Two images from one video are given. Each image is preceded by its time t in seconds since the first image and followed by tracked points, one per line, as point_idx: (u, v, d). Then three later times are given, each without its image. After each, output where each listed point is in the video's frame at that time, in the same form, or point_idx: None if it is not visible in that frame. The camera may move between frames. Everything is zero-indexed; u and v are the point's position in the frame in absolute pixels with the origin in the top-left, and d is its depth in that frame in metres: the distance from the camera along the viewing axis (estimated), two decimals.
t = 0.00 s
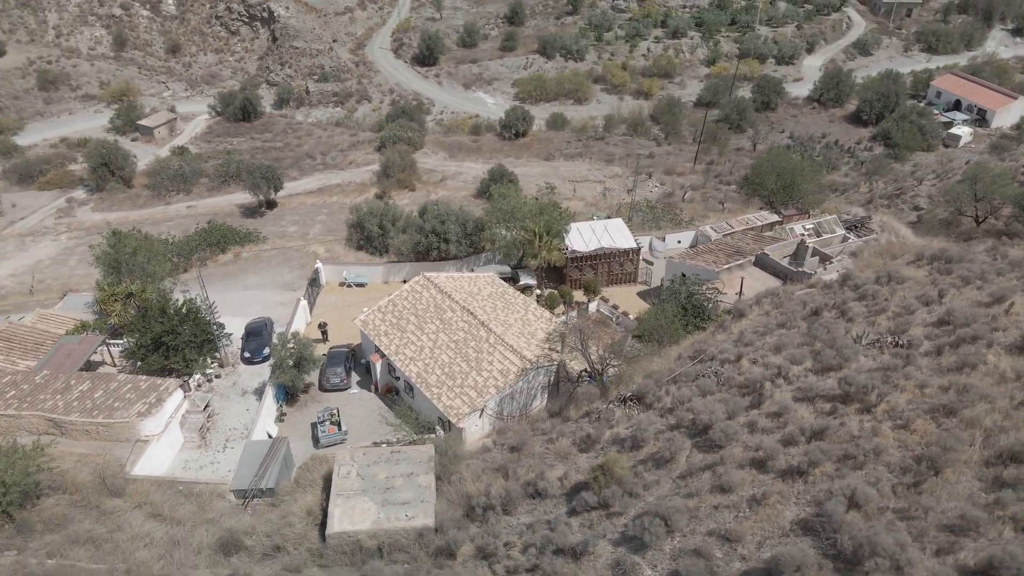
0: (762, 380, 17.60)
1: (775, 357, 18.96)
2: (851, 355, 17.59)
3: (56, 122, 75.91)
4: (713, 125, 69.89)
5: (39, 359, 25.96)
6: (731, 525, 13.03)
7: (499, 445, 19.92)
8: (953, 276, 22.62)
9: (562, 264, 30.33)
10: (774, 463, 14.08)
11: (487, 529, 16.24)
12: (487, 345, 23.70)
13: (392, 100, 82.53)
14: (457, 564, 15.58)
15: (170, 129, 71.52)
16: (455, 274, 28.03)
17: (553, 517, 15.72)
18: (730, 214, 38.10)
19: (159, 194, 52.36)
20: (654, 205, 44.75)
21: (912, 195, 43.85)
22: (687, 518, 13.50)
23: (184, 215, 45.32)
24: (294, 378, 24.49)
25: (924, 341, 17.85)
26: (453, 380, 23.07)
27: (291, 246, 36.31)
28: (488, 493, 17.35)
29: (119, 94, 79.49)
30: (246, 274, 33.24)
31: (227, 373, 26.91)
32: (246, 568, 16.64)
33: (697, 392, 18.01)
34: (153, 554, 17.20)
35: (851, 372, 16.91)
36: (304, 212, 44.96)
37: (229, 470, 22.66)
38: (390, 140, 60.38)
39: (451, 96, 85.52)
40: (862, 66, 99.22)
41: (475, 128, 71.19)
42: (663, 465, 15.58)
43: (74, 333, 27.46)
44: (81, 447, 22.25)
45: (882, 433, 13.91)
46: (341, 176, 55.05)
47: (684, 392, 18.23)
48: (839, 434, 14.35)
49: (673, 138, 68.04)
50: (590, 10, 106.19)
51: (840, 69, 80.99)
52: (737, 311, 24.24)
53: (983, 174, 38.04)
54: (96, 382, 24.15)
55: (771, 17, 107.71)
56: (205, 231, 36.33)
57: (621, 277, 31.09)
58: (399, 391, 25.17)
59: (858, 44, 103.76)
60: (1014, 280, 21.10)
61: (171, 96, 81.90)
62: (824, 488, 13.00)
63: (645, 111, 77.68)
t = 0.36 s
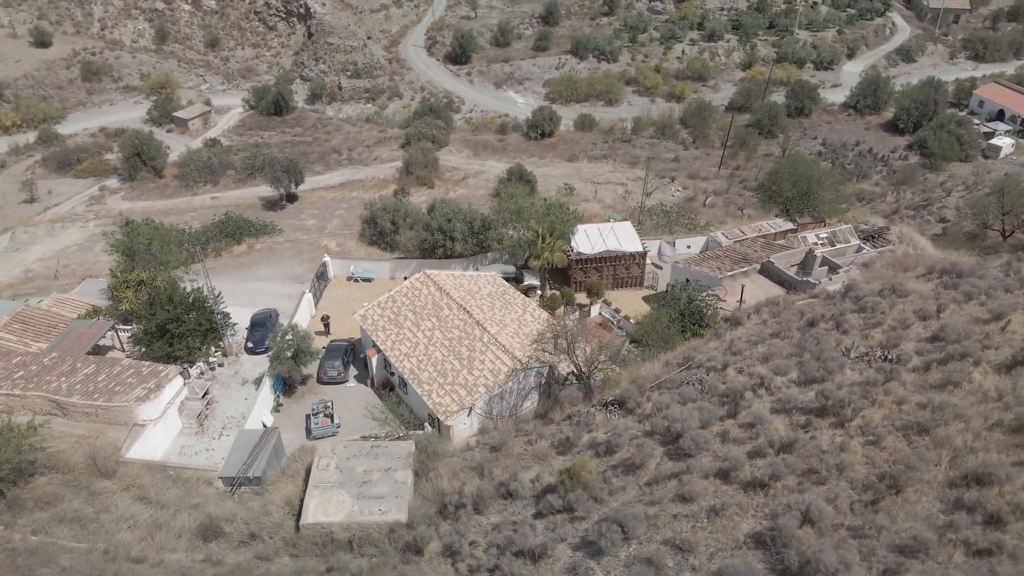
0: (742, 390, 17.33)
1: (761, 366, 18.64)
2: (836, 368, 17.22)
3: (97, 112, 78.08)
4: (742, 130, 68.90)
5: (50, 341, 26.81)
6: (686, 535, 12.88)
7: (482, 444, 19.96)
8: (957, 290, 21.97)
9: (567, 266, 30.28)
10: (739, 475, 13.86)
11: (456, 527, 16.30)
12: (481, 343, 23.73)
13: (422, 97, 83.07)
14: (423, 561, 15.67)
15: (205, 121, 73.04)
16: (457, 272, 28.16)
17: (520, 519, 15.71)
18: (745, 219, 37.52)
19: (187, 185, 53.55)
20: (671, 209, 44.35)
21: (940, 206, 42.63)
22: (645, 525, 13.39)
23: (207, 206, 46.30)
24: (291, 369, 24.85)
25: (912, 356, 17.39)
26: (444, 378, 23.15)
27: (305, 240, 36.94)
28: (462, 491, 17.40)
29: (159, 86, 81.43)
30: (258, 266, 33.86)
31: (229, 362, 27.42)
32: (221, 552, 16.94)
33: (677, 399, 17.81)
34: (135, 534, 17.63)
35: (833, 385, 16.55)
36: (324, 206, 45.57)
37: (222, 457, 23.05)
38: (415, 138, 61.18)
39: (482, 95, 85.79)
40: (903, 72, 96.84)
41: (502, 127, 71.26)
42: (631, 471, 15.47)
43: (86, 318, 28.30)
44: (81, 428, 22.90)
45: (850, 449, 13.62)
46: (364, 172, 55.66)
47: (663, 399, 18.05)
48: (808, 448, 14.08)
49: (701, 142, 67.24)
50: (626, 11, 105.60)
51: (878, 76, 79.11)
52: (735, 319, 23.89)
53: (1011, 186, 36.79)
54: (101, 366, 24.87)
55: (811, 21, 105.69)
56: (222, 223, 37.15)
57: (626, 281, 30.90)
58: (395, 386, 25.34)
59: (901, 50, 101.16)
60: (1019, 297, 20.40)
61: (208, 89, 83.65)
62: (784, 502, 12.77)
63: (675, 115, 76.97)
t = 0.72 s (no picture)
0: (718, 400, 17.07)
1: (743, 377, 18.35)
2: (816, 382, 16.83)
3: (141, 102, 80.35)
4: (776, 136, 67.66)
5: (64, 323, 27.80)
6: (634, 543, 12.78)
7: (462, 442, 20.06)
8: (960, 307, 21.25)
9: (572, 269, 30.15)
10: (696, 486, 13.68)
11: (422, 523, 16.41)
12: (473, 342, 23.80)
13: (456, 95, 83.52)
14: (385, 554, 15.83)
15: (242, 113, 74.63)
16: (459, 271, 28.32)
17: (483, 518, 15.75)
18: (762, 227, 36.89)
19: (218, 176, 54.81)
20: (691, 215, 43.84)
21: (971, 220, 41.26)
22: (596, 531, 13.31)
23: (234, 196, 47.37)
24: (289, 360, 25.26)
25: (897, 374, 16.91)
26: (435, 375, 23.25)
27: (320, 234, 37.52)
28: (433, 488, 17.51)
29: (201, 78, 83.46)
30: (271, 257, 34.53)
31: (234, 351, 28.02)
32: (195, 534, 17.37)
33: (654, 407, 17.65)
34: (118, 512, 18.18)
35: (809, 399, 16.18)
36: (345, 201, 46.20)
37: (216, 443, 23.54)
38: (443, 135, 61.50)
39: (516, 94, 85.89)
40: (952, 81, 93.88)
41: (533, 127, 71.22)
42: (595, 477, 15.38)
43: (100, 301, 29.24)
44: (83, 408, 23.67)
45: (810, 466, 13.33)
46: (390, 168, 56.23)
47: (640, 406, 17.89)
48: (769, 462, 13.84)
49: (733, 147, 66.25)
50: (667, 13, 104.69)
51: (922, 84, 76.87)
52: (731, 328, 23.50)
53: None
54: (108, 349, 25.66)
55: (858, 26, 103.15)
56: (240, 215, 38.04)
57: (633, 285, 30.64)
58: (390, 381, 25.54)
59: (951, 59, 98.01)
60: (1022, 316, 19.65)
61: (248, 82, 85.42)
62: (734, 516, 12.56)
63: (709, 119, 76.04)
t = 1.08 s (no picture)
0: (692, 413, 16.96)
1: (723, 390, 18.17)
2: (793, 400, 16.59)
3: (183, 92, 82.38)
4: (810, 143, 66.34)
5: (81, 307, 28.85)
6: (581, 553, 12.82)
7: (443, 442, 20.26)
8: (959, 328, 20.68)
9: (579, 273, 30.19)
10: (652, 499, 13.64)
11: (390, 519, 16.66)
12: (467, 342, 24.01)
13: (489, 93, 83.81)
14: (352, 549, 16.14)
15: (278, 106, 76.02)
16: (461, 270, 28.58)
17: (447, 518, 15.92)
18: (778, 237, 36.30)
19: (248, 167, 56.02)
20: (710, 222, 43.35)
21: (1001, 235, 39.94)
22: (546, 539, 13.37)
23: (260, 188, 48.42)
24: (289, 352, 25.78)
25: (878, 395, 16.57)
26: (427, 374, 23.51)
27: (336, 228, 38.17)
28: (406, 485, 17.75)
29: (241, 70, 85.23)
30: (286, 249, 35.26)
31: (240, 340, 28.71)
32: (176, 518, 17.91)
33: (629, 417, 17.61)
34: (106, 493, 18.84)
35: (782, 416, 15.98)
36: (367, 196, 46.83)
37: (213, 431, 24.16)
38: (471, 133, 61.87)
39: (549, 93, 85.80)
40: (1003, 90, 90.62)
41: (563, 126, 71.06)
42: (559, 485, 15.44)
43: (117, 288, 30.25)
44: (89, 391, 24.52)
45: (766, 486, 13.17)
46: (416, 164, 56.73)
47: (615, 415, 17.87)
48: (726, 479, 13.72)
49: (764, 151, 65.17)
50: (708, 13, 103.41)
51: (967, 93, 74.48)
52: (726, 339, 23.23)
53: None
54: (117, 335, 26.52)
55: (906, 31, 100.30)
56: (260, 206, 38.93)
57: (638, 291, 30.49)
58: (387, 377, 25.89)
59: (1003, 67, 94.66)
60: (1020, 340, 19.05)
61: (287, 75, 86.91)
62: (682, 531, 12.51)
63: (743, 123, 74.93)
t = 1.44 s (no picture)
0: (666, 425, 17.00)
1: (702, 403, 18.18)
2: (767, 417, 16.55)
3: (220, 80, 84.04)
4: (840, 147, 65.07)
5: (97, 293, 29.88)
6: (533, 562, 13.06)
7: (428, 441, 20.64)
8: (954, 349, 20.29)
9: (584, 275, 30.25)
10: (610, 511, 13.80)
11: (365, 516, 17.06)
12: (462, 342, 24.28)
13: (519, 88, 83.89)
14: (325, 543, 16.58)
15: (310, 96, 77.09)
16: (463, 270, 28.89)
17: (417, 518, 16.25)
18: (792, 245, 35.85)
19: (275, 157, 57.09)
20: (727, 227, 42.96)
21: None
22: (503, 547, 13.63)
23: (283, 179, 49.37)
24: (291, 345, 26.36)
25: (854, 416, 16.43)
26: (422, 373, 23.82)
27: (351, 222, 38.75)
28: (384, 483, 18.15)
29: (277, 60, 86.61)
30: (300, 242, 35.94)
31: (248, 330, 29.44)
32: (164, 504, 18.58)
33: (605, 426, 17.74)
34: (102, 475, 19.64)
35: (754, 434, 15.95)
36: (386, 190, 47.41)
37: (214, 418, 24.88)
38: (496, 129, 62.15)
39: (580, 89, 85.52)
40: None
41: (590, 123, 70.85)
42: (526, 492, 15.68)
43: (133, 275, 31.22)
44: (98, 375, 25.42)
45: (721, 504, 13.24)
46: (439, 159, 57.16)
47: (592, 424, 18.01)
48: (685, 495, 13.81)
49: (793, 154, 64.13)
50: (746, 11, 101.86)
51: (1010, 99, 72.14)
52: (719, 349, 23.11)
53: None
54: (128, 322, 27.43)
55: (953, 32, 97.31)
56: (278, 198, 39.74)
57: (643, 296, 30.41)
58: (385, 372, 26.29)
59: None
60: (1012, 365, 18.66)
61: (321, 65, 88.12)
62: (632, 546, 12.66)
63: (774, 124, 73.79)
